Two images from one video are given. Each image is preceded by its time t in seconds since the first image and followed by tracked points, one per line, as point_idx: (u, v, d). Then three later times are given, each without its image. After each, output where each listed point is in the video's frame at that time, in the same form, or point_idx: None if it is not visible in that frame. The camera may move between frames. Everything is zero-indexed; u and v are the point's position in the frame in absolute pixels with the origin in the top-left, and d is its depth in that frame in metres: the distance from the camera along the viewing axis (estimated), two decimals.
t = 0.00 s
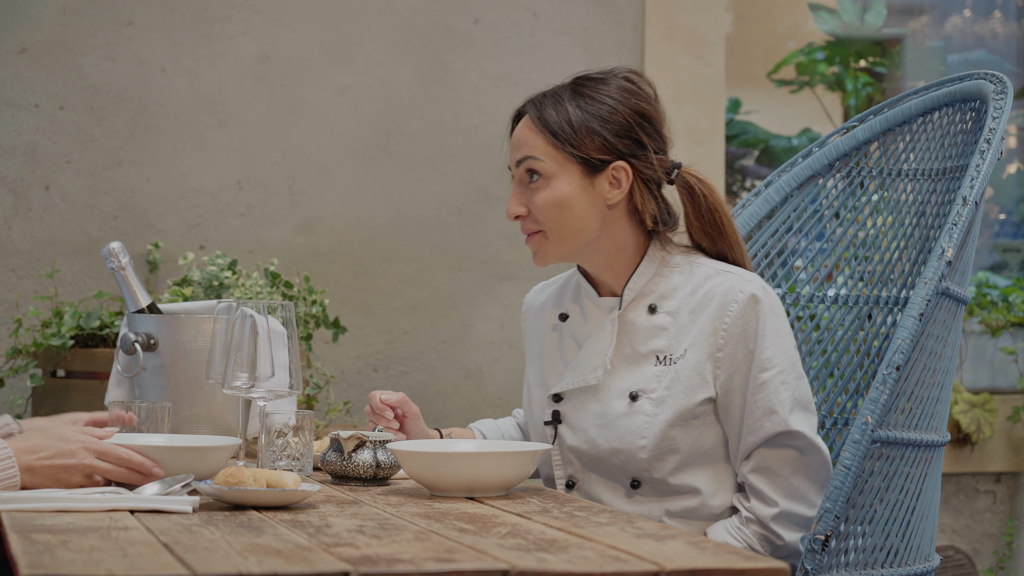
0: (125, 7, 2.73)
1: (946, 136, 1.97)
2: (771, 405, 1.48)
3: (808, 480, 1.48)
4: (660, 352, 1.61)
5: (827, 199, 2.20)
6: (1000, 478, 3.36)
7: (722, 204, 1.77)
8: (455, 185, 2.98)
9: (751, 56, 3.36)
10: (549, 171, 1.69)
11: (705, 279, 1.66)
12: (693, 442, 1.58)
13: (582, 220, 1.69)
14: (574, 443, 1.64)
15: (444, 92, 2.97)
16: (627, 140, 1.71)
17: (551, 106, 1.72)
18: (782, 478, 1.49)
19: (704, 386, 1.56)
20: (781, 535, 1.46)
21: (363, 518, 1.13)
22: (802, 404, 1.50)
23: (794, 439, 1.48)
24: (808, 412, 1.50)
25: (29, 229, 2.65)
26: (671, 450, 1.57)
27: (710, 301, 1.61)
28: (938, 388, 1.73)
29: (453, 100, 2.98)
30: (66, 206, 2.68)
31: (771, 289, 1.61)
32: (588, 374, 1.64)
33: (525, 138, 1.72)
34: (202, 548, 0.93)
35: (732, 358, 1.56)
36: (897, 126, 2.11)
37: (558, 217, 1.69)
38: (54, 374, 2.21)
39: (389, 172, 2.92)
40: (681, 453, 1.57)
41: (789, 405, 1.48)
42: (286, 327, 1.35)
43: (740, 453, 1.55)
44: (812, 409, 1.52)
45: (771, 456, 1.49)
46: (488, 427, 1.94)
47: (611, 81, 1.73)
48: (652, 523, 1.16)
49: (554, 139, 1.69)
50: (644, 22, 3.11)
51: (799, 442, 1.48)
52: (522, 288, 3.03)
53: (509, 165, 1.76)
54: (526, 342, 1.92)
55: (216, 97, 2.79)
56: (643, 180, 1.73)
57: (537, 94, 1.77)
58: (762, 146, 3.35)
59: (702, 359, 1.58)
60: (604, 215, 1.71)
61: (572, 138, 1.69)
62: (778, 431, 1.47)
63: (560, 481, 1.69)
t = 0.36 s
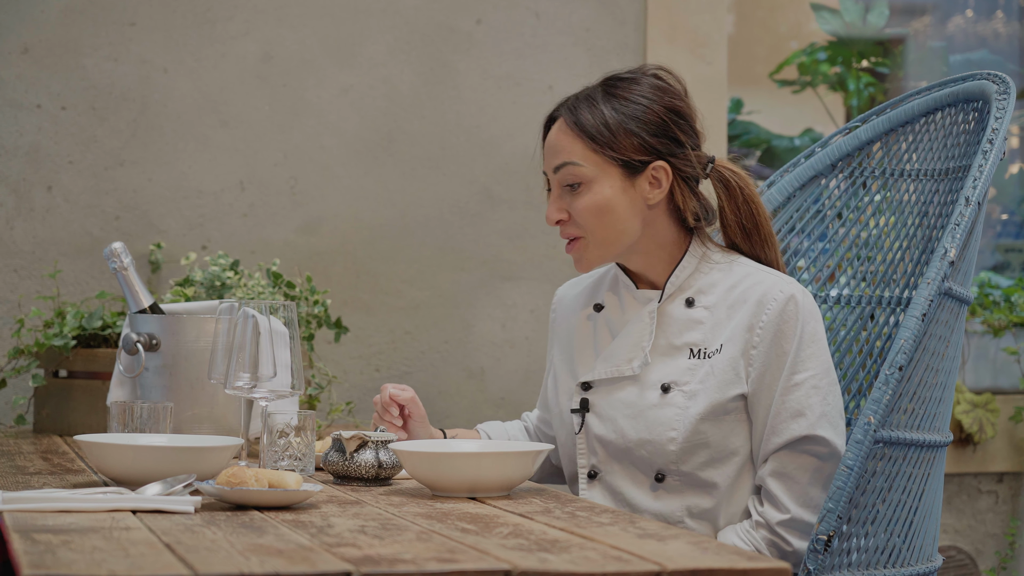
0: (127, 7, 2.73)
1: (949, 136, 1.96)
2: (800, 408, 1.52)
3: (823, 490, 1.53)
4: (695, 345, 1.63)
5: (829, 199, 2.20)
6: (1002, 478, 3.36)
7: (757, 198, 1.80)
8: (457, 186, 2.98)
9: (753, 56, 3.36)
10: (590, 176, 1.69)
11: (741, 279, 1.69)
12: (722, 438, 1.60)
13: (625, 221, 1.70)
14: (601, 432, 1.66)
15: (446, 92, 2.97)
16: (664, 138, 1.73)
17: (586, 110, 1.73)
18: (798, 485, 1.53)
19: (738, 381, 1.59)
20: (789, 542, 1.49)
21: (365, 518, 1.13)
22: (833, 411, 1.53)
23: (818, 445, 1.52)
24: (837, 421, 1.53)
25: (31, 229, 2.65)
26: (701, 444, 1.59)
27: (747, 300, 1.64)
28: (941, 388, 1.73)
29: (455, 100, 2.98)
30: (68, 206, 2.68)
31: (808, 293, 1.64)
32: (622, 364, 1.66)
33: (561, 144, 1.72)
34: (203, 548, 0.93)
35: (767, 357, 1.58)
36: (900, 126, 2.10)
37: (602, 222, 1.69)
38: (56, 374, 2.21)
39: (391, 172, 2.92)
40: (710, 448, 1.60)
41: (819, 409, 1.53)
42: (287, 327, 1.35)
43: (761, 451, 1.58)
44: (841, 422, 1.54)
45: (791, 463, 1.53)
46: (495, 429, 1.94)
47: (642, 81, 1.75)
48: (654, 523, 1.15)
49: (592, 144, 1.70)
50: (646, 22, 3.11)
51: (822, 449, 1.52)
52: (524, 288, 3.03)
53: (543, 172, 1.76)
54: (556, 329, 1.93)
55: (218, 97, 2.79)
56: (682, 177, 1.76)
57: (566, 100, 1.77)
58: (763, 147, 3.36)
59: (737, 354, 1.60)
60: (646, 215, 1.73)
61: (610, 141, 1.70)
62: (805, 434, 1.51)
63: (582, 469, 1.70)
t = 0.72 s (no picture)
0: (129, 7, 2.73)
1: (951, 136, 1.96)
2: (801, 410, 1.52)
3: (824, 493, 1.52)
4: (694, 345, 1.64)
5: (831, 199, 2.20)
6: (1004, 478, 3.36)
7: (768, 204, 1.79)
8: (459, 186, 2.97)
9: (755, 56, 3.36)
10: (600, 171, 1.70)
11: (743, 280, 1.68)
12: (720, 439, 1.59)
13: (632, 219, 1.71)
14: (600, 429, 1.66)
15: (448, 92, 2.97)
16: (676, 139, 1.74)
17: (601, 107, 1.74)
18: (799, 488, 1.52)
19: (738, 383, 1.58)
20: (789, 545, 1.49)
21: (367, 518, 1.13)
22: (834, 413, 1.52)
23: (820, 448, 1.51)
24: (838, 424, 1.52)
25: (33, 230, 2.65)
26: (699, 444, 1.59)
27: (749, 301, 1.64)
28: (943, 388, 1.73)
29: (457, 100, 2.98)
30: (70, 206, 2.68)
31: (811, 296, 1.64)
32: (622, 362, 1.67)
33: (575, 139, 1.73)
34: (205, 548, 0.93)
35: (768, 358, 1.58)
36: (902, 126, 2.10)
37: (608, 218, 1.70)
38: (58, 374, 2.22)
39: (392, 172, 2.92)
40: (708, 449, 1.59)
41: (820, 411, 1.52)
42: (290, 327, 1.35)
43: (762, 452, 1.57)
44: (843, 423, 1.53)
45: (792, 464, 1.53)
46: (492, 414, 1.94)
47: (659, 81, 1.76)
48: (656, 523, 1.15)
49: (604, 140, 1.71)
50: (648, 22, 3.11)
51: (823, 452, 1.52)
52: (526, 288, 3.03)
53: (556, 166, 1.77)
54: (562, 326, 1.93)
55: (220, 97, 2.79)
56: (692, 179, 1.76)
57: (584, 95, 1.79)
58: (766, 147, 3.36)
59: (737, 355, 1.59)
60: (653, 215, 1.73)
61: (622, 138, 1.71)
62: (805, 437, 1.50)
63: (582, 466, 1.70)
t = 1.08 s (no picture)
0: (132, 7, 2.73)
1: (953, 136, 1.96)
2: (792, 408, 1.51)
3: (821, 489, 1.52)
4: (682, 347, 1.63)
5: (833, 199, 2.19)
6: (1006, 478, 3.35)
7: (764, 224, 1.81)
8: (461, 186, 2.97)
9: (757, 56, 3.36)
10: (601, 150, 1.73)
11: (731, 279, 1.68)
12: (713, 441, 1.59)
13: (618, 204, 1.71)
14: (594, 435, 1.66)
15: (450, 92, 2.97)
16: (682, 142, 1.77)
17: (620, 91, 1.78)
18: (795, 486, 1.52)
19: (728, 384, 1.58)
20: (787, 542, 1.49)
21: (369, 518, 1.13)
22: (827, 410, 1.52)
23: (813, 446, 1.51)
24: (832, 420, 1.52)
25: (36, 229, 2.66)
26: (692, 446, 1.58)
27: (737, 301, 1.63)
28: (946, 388, 1.73)
29: (460, 100, 2.98)
30: (73, 206, 2.68)
31: (798, 292, 1.63)
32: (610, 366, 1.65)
33: (587, 114, 1.77)
34: (208, 548, 0.93)
35: (758, 358, 1.57)
36: (904, 126, 2.10)
37: (596, 194, 1.71)
38: (60, 374, 2.21)
39: (395, 172, 2.92)
40: (701, 451, 1.59)
41: (810, 409, 1.51)
42: (292, 327, 1.35)
43: (756, 451, 1.57)
44: (835, 421, 1.53)
45: (786, 462, 1.53)
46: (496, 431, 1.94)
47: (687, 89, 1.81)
48: (658, 523, 1.15)
49: (614, 122, 1.75)
50: (650, 22, 3.10)
51: (817, 449, 1.51)
52: (528, 288, 3.03)
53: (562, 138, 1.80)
54: (553, 336, 1.93)
55: (222, 97, 2.79)
56: (687, 185, 1.78)
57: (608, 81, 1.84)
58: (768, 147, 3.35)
59: (726, 356, 1.59)
60: (639, 207, 1.73)
61: (631, 124, 1.74)
62: (797, 436, 1.50)
63: (579, 474, 1.69)
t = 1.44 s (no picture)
0: (133, 7, 2.73)
1: (955, 136, 1.96)
2: (788, 406, 1.50)
3: (819, 486, 1.50)
4: (678, 347, 1.63)
5: (834, 200, 2.19)
6: (1007, 478, 3.35)
7: (753, 211, 1.80)
8: (462, 186, 2.97)
9: (759, 56, 3.36)
10: (583, 154, 1.73)
11: (726, 278, 1.67)
12: (711, 441, 1.59)
13: (609, 205, 1.72)
14: (593, 437, 1.65)
15: (451, 92, 2.97)
16: (662, 134, 1.77)
17: (591, 97, 1.79)
18: (793, 483, 1.50)
19: (725, 383, 1.57)
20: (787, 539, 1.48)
21: (370, 518, 1.13)
22: (823, 407, 1.51)
23: (810, 443, 1.50)
24: (829, 417, 1.51)
25: (37, 230, 2.66)
26: (690, 446, 1.58)
27: (732, 300, 1.62)
28: (947, 388, 1.72)
29: (461, 100, 2.98)
30: (74, 206, 2.68)
31: (793, 290, 1.62)
32: (607, 367, 1.65)
33: (564, 125, 1.77)
34: (209, 548, 0.93)
35: (753, 357, 1.57)
36: (905, 126, 2.10)
37: (586, 199, 1.71)
38: (62, 374, 2.21)
39: (396, 173, 2.92)
40: (699, 450, 1.58)
41: (806, 407, 1.50)
42: (293, 327, 1.35)
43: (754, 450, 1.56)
44: (832, 418, 1.51)
45: (784, 460, 1.51)
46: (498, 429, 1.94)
47: (659, 86, 1.82)
48: (659, 523, 1.15)
49: (591, 126, 1.75)
50: (652, 22, 3.10)
51: (814, 446, 1.50)
52: (529, 289, 3.03)
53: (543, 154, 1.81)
54: (549, 338, 1.93)
55: (223, 97, 2.79)
56: (673, 173, 1.78)
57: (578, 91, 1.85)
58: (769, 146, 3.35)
59: (722, 356, 1.59)
60: (631, 204, 1.74)
61: (609, 125, 1.75)
62: (793, 433, 1.49)
63: (578, 476, 1.69)
